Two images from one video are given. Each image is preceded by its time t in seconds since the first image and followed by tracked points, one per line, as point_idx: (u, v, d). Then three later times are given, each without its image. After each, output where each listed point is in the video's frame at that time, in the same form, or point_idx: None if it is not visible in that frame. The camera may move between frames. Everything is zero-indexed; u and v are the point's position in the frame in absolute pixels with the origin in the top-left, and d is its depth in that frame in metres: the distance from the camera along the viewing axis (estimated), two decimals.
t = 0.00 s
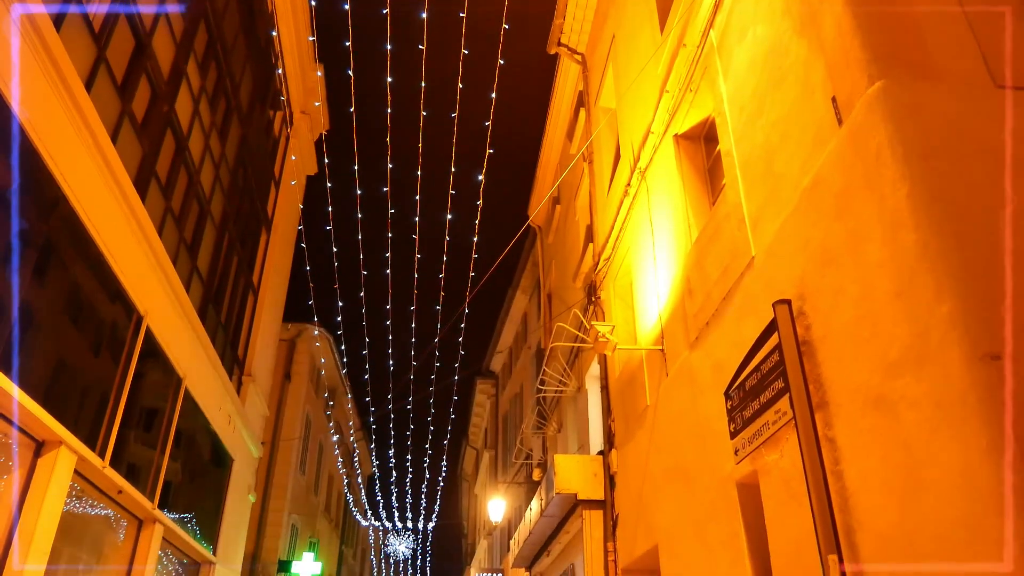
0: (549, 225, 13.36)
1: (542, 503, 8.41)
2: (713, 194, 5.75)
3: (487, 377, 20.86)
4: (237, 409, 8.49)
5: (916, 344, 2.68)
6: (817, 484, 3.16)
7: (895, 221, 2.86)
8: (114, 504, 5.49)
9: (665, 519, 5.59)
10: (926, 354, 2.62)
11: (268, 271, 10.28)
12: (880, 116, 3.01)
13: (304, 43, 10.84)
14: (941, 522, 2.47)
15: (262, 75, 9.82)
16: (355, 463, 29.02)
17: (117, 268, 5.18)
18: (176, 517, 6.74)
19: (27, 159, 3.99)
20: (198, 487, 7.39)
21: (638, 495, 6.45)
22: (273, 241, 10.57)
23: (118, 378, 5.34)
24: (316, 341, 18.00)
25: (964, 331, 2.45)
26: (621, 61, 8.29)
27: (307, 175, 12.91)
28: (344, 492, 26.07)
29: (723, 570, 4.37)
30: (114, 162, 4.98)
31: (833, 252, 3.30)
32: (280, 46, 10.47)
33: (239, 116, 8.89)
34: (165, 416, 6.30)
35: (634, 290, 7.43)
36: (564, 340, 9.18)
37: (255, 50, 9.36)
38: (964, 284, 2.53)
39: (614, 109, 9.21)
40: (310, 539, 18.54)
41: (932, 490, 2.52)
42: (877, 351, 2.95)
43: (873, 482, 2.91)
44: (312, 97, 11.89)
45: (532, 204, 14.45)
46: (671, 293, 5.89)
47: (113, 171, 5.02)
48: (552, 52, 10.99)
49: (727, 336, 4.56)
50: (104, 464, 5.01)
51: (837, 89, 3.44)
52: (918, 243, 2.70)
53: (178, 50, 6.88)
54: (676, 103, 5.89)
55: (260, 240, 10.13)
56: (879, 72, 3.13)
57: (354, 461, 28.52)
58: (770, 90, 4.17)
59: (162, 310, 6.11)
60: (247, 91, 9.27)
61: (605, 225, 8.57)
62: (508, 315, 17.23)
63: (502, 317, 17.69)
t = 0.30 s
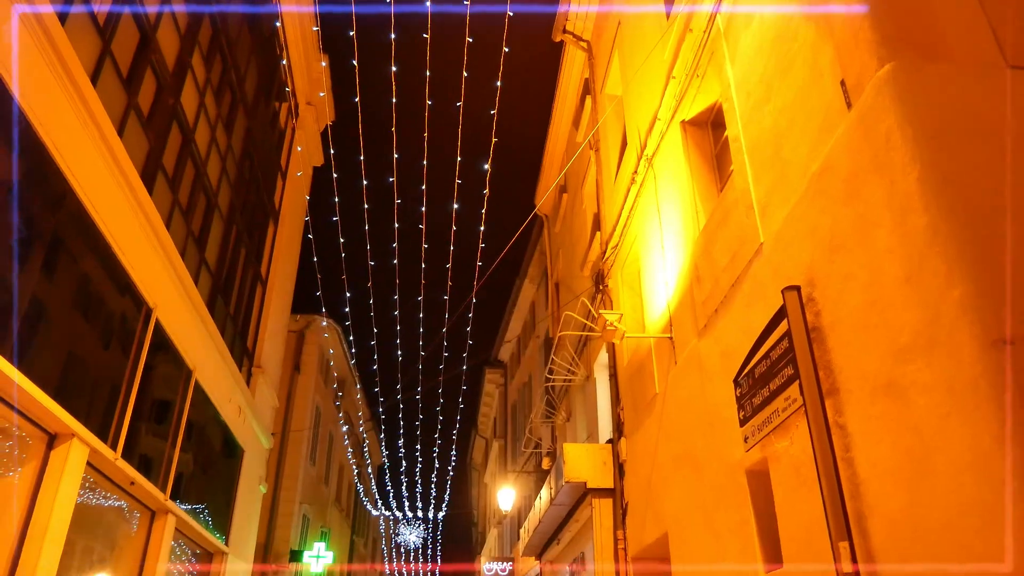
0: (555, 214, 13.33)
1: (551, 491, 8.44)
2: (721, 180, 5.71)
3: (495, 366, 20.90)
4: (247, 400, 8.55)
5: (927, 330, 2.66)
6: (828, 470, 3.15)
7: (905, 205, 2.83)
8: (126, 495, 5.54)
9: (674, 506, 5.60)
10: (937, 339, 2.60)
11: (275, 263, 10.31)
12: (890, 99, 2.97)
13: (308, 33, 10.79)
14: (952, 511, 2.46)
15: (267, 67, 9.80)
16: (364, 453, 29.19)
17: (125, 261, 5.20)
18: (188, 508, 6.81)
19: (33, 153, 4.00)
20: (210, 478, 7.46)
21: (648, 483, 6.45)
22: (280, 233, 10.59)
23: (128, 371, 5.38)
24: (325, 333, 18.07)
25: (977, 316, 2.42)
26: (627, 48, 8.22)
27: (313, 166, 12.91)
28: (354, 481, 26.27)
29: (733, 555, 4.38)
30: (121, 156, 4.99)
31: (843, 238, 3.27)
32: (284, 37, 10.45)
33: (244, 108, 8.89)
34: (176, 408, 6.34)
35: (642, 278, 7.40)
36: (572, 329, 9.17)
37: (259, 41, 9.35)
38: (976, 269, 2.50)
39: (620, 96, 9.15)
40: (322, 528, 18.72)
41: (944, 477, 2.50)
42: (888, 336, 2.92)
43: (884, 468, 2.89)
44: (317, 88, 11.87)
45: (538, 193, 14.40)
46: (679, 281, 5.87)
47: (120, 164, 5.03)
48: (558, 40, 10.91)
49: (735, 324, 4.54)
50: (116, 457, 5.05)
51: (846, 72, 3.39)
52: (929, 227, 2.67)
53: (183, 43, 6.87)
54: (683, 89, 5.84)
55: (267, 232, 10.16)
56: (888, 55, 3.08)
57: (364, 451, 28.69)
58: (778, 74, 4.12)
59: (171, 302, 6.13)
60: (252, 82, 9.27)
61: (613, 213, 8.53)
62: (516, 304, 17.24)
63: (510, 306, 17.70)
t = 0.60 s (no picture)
0: (567, 200, 13.27)
1: (565, 478, 8.46)
2: (735, 165, 5.64)
3: (508, 354, 20.93)
4: (262, 389, 8.62)
5: (946, 314, 2.61)
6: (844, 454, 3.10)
7: (924, 188, 2.77)
8: (144, 483, 5.61)
9: (689, 492, 5.59)
10: (956, 324, 2.55)
11: (288, 253, 10.35)
12: (907, 80, 2.90)
13: (319, 21, 10.76)
14: (969, 498, 2.43)
15: (277, 56, 9.80)
16: (379, 441, 29.40)
17: (140, 251, 5.24)
18: (206, 495, 6.90)
19: (47, 144, 4.01)
20: (226, 466, 7.54)
21: (662, 469, 6.44)
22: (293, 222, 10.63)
23: (144, 360, 5.43)
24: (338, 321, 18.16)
25: (997, 301, 2.38)
26: (639, 32, 8.13)
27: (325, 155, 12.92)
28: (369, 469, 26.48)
29: (748, 541, 4.36)
30: (133, 146, 5.01)
31: (860, 221, 3.21)
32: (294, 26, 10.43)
33: (256, 97, 8.90)
34: (192, 396, 6.41)
35: (655, 264, 7.36)
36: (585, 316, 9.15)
37: (269, 30, 9.33)
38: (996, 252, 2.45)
39: (632, 81, 9.06)
40: (337, 515, 18.92)
41: (963, 463, 2.46)
42: (906, 321, 2.88)
43: (902, 453, 2.86)
44: (327, 76, 11.84)
45: (550, 180, 14.34)
46: (693, 267, 5.82)
47: (133, 155, 5.04)
48: (569, 24, 10.80)
49: (750, 309, 4.50)
50: (134, 445, 5.11)
51: (862, 53, 3.32)
52: (948, 210, 2.61)
53: (193, 32, 6.87)
54: (696, 73, 5.76)
55: (280, 221, 10.20)
56: (907, 34, 3.01)
57: (378, 439, 28.89)
58: (793, 57, 4.05)
59: (185, 291, 6.18)
60: (263, 72, 9.27)
61: (625, 199, 8.47)
62: (528, 292, 17.23)
63: (523, 294, 17.70)
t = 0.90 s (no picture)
0: (581, 186, 13.19)
1: (580, 464, 8.47)
2: (750, 149, 5.57)
3: (523, 341, 20.94)
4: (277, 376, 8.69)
5: (966, 298, 2.56)
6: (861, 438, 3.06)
7: (943, 170, 2.70)
8: (162, 471, 5.68)
9: (704, 478, 5.58)
10: (976, 308, 2.50)
11: (302, 241, 10.40)
12: (926, 58, 2.83)
13: (330, 8, 10.71)
14: (986, 485, 2.40)
15: (288, 43, 9.79)
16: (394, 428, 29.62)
17: (154, 240, 5.28)
18: (223, 482, 6.98)
19: (61, 134, 4.04)
20: (243, 453, 7.62)
21: (676, 455, 6.43)
22: (307, 211, 10.66)
23: (161, 349, 5.48)
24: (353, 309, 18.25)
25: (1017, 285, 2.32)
26: (653, 15, 8.02)
27: (338, 143, 12.93)
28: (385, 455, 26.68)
29: (763, 527, 4.34)
30: (146, 134, 5.02)
31: (878, 204, 3.15)
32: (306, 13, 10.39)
33: (268, 85, 8.90)
34: (208, 384, 6.47)
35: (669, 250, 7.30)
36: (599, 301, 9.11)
37: (281, 18, 9.32)
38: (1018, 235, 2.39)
39: (646, 64, 8.95)
40: (353, 501, 19.11)
41: (984, 450, 2.42)
42: (924, 306, 2.82)
43: (920, 438, 2.82)
44: (339, 63, 11.82)
45: (563, 165, 14.25)
46: (707, 252, 5.77)
47: (146, 143, 5.06)
48: (581, 7, 10.68)
49: (765, 295, 4.45)
50: (151, 433, 5.17)
51: (881, 32, 3.24)
52: (968, 191, 2.55)
53: (205, 20, 6.87)
54: (710, 56, 5.68)
55: (294, 210, 10.23)
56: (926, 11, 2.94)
57: (393, 426, 29.11)
58: (810, 37, 3.97)
59: (200, 280, 6.23)
60: (275, 60, 9.27)
61: (639, 184, 8.41)
62: (542, 278, 17.19)
63: (537, 280, 17.66)
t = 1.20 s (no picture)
0: (583, 173, 13.13)
1: (583, 451, 8.50)
2: (753, 134, 5.53)
3: (526, 329, 20.96)
4: (280, 365, 8.71)
5: (970, 283, 2.54)
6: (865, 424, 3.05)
7: (947, 155, 2.68)
8: (166, 460, 5.70)
9: (706, 465, 5.59)
10: (980, 293, 2.48)
11: (304, 230, 10.39)
12: (931, 41, 2.79)
13: None
14: (989, 471, 2.39)
15: (288, 31, 9.72)
16: (398, 416, 29.75)
17: (156, 230, 5.27)
18: (228, 471, 7.02)
19: (60, 124, 4.02)
20: (247, 442, 7.66)
21: (679, 441, 6.44)
22: (308, 200, 10.64)
23: (163, 339, 5.49)
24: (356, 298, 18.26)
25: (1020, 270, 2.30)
26: None
27: (339, 132, 12.88)
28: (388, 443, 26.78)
29: (766, 513, 4.35)
30: (146, 123, 4.99)
31: (881, 189, 3.13)
32: None
33: (268, 73, 8.85)
34: (211, 373, 6.49)
35: (671, 236, 7.28)
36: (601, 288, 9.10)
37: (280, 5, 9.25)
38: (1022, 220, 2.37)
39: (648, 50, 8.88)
40: (357, 489, 19.22)
41: (988, 436, 2.41)
42: (928, 291, 2.81)
43: (923, 425, 2.81)
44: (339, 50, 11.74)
45: (565, 152, 14.18)
46: (710, 238, 5.74)
47: (146, 131, 5.03)
48: None
49: (768, 281, 4.43)
50: (154, 423, 5.19)
51: (886, 15, 3.20)
52: (972, 176, 2.53)
53: (203, 7, 6.82)
54: (712, 41, 5.63)
55: (295, 199, 10.21)
56: None
57: (397, 414, 29.22)
58: (814, 20, 3.92)
59: (202, 269, 6.22)
60: (275, 48, 9.21)
61: (641, 171, 8.37)
62: (544, 266, 17.16)
63: (539, 268, 17.64)
